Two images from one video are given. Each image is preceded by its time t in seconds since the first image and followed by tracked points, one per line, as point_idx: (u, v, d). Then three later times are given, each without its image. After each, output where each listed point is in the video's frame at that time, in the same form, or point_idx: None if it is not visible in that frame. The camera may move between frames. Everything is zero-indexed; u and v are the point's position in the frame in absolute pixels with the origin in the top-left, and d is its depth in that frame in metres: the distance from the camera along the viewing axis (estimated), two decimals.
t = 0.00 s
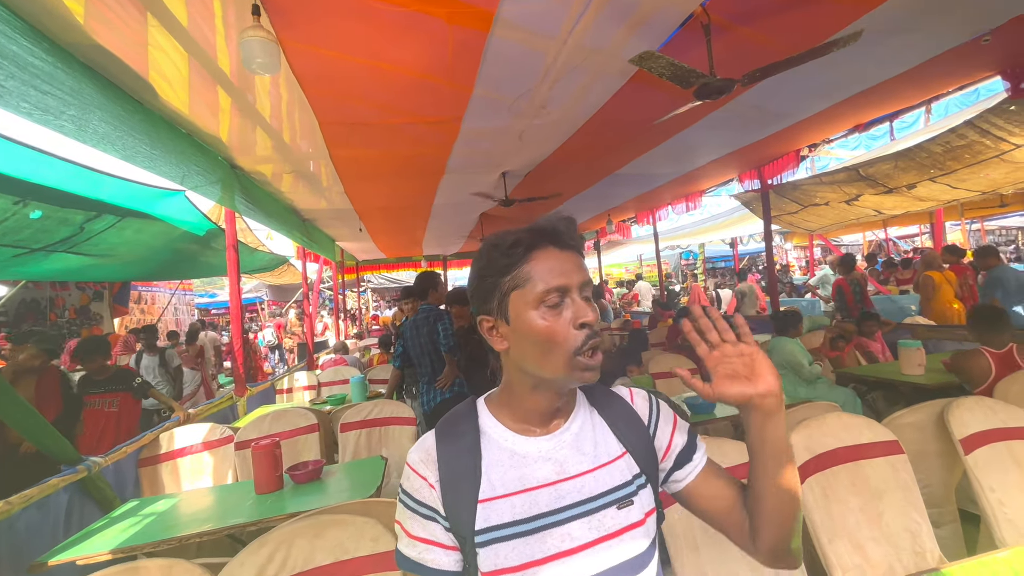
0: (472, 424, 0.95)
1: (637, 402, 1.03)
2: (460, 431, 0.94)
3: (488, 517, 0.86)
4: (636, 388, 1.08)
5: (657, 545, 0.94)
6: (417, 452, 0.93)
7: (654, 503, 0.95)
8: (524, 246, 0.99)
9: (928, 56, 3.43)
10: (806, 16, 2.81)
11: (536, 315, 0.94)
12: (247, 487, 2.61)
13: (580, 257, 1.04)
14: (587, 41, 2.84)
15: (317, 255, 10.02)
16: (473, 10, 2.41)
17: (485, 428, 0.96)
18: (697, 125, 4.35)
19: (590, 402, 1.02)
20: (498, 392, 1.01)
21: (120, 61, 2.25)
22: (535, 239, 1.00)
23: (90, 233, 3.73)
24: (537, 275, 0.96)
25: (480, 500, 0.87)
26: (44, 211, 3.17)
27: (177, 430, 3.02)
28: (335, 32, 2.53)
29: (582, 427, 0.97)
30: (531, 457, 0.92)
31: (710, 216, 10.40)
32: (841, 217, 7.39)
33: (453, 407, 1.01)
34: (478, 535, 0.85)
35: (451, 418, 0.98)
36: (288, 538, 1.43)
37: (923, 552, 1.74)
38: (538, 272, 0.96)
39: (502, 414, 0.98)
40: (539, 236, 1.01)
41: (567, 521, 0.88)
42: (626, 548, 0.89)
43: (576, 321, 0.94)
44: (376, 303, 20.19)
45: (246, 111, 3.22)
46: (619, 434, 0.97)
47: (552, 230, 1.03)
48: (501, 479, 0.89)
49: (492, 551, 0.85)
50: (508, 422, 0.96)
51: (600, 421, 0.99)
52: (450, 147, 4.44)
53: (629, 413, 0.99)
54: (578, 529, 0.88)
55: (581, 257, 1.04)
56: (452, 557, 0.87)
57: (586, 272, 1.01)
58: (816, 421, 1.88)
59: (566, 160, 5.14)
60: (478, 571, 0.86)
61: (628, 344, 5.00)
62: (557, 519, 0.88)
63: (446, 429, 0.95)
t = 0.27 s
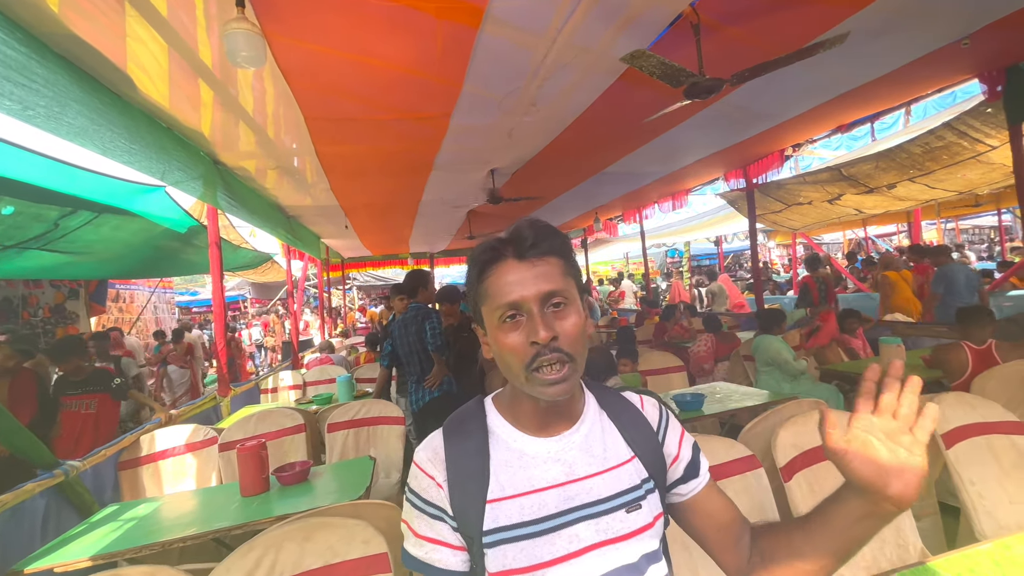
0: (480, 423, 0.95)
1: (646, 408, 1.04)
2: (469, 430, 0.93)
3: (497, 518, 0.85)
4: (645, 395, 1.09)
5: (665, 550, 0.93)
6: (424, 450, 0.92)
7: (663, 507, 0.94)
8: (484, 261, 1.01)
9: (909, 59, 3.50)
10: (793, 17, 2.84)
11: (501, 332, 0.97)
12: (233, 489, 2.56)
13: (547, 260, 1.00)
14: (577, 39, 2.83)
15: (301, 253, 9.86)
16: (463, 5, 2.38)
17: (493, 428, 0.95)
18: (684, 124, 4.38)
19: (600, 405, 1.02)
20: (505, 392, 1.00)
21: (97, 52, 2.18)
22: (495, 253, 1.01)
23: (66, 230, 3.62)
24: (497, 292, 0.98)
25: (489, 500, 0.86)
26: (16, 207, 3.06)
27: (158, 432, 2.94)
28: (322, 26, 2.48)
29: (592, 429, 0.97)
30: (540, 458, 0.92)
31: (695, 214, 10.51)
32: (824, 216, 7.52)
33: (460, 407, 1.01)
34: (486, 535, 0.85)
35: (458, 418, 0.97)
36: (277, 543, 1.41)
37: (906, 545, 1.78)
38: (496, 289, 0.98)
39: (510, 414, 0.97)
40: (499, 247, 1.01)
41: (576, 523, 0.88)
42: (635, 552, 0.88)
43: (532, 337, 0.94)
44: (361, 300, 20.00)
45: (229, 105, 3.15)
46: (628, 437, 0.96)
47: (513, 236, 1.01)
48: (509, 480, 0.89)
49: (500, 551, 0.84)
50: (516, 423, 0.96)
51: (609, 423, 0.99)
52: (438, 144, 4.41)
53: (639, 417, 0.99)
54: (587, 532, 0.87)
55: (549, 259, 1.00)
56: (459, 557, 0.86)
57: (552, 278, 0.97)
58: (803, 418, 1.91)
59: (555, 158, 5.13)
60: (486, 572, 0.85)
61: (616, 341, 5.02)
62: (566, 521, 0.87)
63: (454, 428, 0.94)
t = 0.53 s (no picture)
0: (482, 421, 0.94)
1: (648, 408, 1.02)
2: (470, 428, 0.93)
3: (496, 514, 0.85)
4: (648, 395, 1.07)
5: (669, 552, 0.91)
6: (427, 447, 0.92)
7: (664, 508, 0.93)
8: (477, 265, 1.03)
9: (885, 65, 3.58)
10: (774, 22, 2.88)
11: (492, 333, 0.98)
12: (209, 495, 2.50)
13: (537, 263, 0.99)
14: (561, 40, 2.83)
15: (282, 252, 9.69)
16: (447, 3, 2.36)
17: (493, 425, 0.95)
18: (667, 126, 4.42)
19: (601, 403, 1.00)
20: (506, 393, 1.00)
21: (66, 43, 2.10)
22: (487, 256, 1.02)
23: (32, 227, 3.49)
24: (488, 294, 0.99)
25: (488, 496, 0.85)
26: None
27: (131, 436, 2.85)
28: (303, 20, 2.43)
29: (592, 427, 0.96)
30: (539, 455, 0.91)
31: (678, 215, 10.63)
32: (803, 218, 7.68)
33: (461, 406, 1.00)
34: (484, 532, 0.84)
35: (460, 416, 0.97)
36: (254, 550, 1.37)
37: (882, 540, 1.82)
38: (488, 291, 0.99)
39: (511, 414, 0.97)
40: (490, 251, 1.02)
41: (575, 522, 0.86)
42: (636, 552, 0.86)
43: (520, 340, 0.94)
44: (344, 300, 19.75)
45: (205, 100, 3.06)
46: (628, 436, 0.95)
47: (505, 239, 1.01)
48: (509, 477, 0.88)
49: (498, 549, 0.83)
50: (517, 422, 0.96)
51: (609, 422, 0.97)
52: (422, 143, 4.36)
53: (640, 416, 0.98)
54: (586, 531, 0.86)
55: (540, 263, 0.99)
56: (459, 554, 0.85)
57: (543, 281, 0.97)
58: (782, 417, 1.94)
59: (539, 158, 5.13)
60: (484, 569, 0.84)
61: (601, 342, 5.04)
62: (565, 520, 0.86)
63: (456, 426, 0.94)
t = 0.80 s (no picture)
0: (494, 419, 0.97)
1: (662, 409, 1.04)
2: (482, 426, 0.95)
3: (508, 509, 0.87)
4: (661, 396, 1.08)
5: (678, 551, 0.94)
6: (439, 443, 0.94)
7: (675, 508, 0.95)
8: (491, 265, 1.03)
9: (853, 74, 3.70)
10: (748, 30, 2.96)
11: (517, 334, 1.00)
12: (178, 503, 2.41)
13: (554, 257, 1.02)
14: (541, 42, 2.84)
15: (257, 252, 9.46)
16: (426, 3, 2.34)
17: (506, 423, 0.97)
18: (646, 130, 4.48)
19: (613, 402, 1.02)
20: (519, 391, 1.02)
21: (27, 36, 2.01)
22: (502, 256, 1.03)
23: None
24: (510, 294, 1.00)
25: (499, 491, 0.88)
26: None
27: (94, 444, 2.75)
28: (279, 17, 2.38)
29: (604, 426, 0.98)
30: (551, 453, 0.93)
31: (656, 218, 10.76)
32: (777, 221, 7.86)
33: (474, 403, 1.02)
34: (496, 527, 0.86)
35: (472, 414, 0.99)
36: (222, 563, 1.32)
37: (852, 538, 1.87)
38: (509, 291, 1.00)
39: (524, 412, 0.99)
40: (505, 250, 1.03)
41: (586, 519, 0.89)
42: (645, 550, 0.90)
43: (551, 336, 0.97)
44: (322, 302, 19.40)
45: (176, 96, 2.97)
46: (640, 436, 0.97)
47: (518, 238, 1.03)
48: (520, 473, 0.90)
49: (509, 543, 0.86)
50: (529, 419, 0.98)
51: (621, 421, 0.99)
52: (402, 143, 4.32)
53: (653, 416, 0.99)
54: (597, 529, 0.89)
55: (556, 257, 1.02)
56: (471, 550, 0.87)
57: (562, 276, 1.00)
58: (757, 417, 1.97)
59: (520, 160, 5.13)
60: (495, 564, 0.87)
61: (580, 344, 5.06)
62: (576, 517, 0.89)
63: (468, 424, 0.96)
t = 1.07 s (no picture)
0: (503, 420, 0.97)
1: (674, 414, 1.02)
2: (491, 427, 0.95)
3: (517, 512, 0.87)
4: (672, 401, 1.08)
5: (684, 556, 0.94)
6: (448, 443, 0.94)
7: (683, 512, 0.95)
8: (496, 269, 1.02)
9: (821, 83, 3.82)
10: (722, 38, 3.03)
11: (520, 338, 0.99)
12: (144, 513, 2.34)
13: (561, 262, 1.00)
14: (519, 45, 2.85)
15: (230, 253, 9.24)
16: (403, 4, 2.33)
17: (515, 424, 0.96)
18: (623, 134, 4.54)
19: (624, 406, 1.02)
20: (528, 391, 1.01)
21: None
22: (507, 259, 1.01)
23: None
24: (513, 298, 0.98)
25: (510, 493, 0.87)
26: None
27: (54, 453, 2.64)
28: (252, 14, 2.33)
29: (614, 429, 0.97)
30: (561, 456, 0.92)
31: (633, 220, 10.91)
32: (750, 225, 8.06)
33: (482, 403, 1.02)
34: (505, 528, 0.86)
35: (480, 415, 0.99)
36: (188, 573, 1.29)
37: (816, 532, 1.95)
38: (512, 295, 0.99)
39: (534, 413, 0.98)
40: (509, 253, 1.01)
41: (596, 522, 0.88)
42: (654, 554, 0.89)
43: (553, 343, 0.96)
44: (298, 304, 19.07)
45: (143, 92, 2.89)
46: (651, 439, 0.96)
47: (524, 242, 1.01)
48: (530, 476, 0.89)
49: (519, 545, 0.86)
50: (539, 422, 0.97)
51: (632, 425, 0.98)
52: (380, 144, 4.28)
53: (664, 420, 0.99)
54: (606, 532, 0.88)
55: (563, 262, 1.00)
56: (481, 549, 0.88)
57: (569, 281, 0.98)
58: (727, 417, 2.02)
59: (499, 162, 5.14)
60: (505, 565, 0.87)
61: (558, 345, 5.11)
62: (586, 520, 0.88)
63: (477, 424, 0.96)
